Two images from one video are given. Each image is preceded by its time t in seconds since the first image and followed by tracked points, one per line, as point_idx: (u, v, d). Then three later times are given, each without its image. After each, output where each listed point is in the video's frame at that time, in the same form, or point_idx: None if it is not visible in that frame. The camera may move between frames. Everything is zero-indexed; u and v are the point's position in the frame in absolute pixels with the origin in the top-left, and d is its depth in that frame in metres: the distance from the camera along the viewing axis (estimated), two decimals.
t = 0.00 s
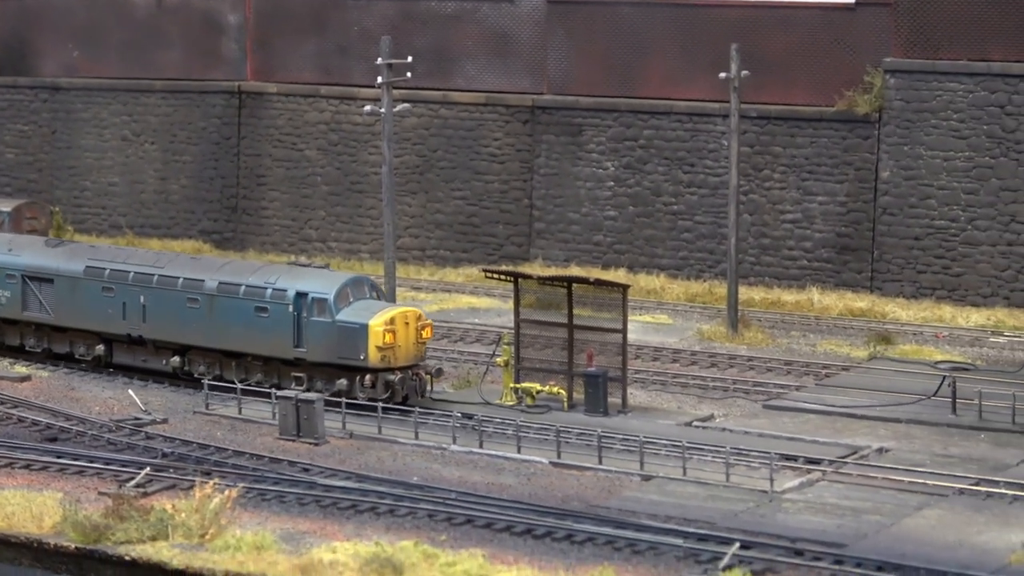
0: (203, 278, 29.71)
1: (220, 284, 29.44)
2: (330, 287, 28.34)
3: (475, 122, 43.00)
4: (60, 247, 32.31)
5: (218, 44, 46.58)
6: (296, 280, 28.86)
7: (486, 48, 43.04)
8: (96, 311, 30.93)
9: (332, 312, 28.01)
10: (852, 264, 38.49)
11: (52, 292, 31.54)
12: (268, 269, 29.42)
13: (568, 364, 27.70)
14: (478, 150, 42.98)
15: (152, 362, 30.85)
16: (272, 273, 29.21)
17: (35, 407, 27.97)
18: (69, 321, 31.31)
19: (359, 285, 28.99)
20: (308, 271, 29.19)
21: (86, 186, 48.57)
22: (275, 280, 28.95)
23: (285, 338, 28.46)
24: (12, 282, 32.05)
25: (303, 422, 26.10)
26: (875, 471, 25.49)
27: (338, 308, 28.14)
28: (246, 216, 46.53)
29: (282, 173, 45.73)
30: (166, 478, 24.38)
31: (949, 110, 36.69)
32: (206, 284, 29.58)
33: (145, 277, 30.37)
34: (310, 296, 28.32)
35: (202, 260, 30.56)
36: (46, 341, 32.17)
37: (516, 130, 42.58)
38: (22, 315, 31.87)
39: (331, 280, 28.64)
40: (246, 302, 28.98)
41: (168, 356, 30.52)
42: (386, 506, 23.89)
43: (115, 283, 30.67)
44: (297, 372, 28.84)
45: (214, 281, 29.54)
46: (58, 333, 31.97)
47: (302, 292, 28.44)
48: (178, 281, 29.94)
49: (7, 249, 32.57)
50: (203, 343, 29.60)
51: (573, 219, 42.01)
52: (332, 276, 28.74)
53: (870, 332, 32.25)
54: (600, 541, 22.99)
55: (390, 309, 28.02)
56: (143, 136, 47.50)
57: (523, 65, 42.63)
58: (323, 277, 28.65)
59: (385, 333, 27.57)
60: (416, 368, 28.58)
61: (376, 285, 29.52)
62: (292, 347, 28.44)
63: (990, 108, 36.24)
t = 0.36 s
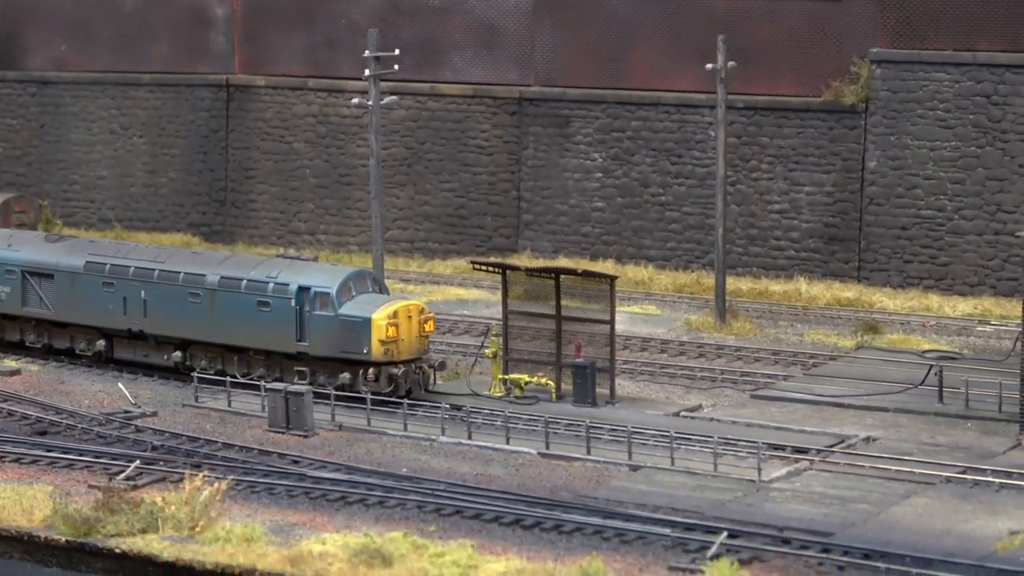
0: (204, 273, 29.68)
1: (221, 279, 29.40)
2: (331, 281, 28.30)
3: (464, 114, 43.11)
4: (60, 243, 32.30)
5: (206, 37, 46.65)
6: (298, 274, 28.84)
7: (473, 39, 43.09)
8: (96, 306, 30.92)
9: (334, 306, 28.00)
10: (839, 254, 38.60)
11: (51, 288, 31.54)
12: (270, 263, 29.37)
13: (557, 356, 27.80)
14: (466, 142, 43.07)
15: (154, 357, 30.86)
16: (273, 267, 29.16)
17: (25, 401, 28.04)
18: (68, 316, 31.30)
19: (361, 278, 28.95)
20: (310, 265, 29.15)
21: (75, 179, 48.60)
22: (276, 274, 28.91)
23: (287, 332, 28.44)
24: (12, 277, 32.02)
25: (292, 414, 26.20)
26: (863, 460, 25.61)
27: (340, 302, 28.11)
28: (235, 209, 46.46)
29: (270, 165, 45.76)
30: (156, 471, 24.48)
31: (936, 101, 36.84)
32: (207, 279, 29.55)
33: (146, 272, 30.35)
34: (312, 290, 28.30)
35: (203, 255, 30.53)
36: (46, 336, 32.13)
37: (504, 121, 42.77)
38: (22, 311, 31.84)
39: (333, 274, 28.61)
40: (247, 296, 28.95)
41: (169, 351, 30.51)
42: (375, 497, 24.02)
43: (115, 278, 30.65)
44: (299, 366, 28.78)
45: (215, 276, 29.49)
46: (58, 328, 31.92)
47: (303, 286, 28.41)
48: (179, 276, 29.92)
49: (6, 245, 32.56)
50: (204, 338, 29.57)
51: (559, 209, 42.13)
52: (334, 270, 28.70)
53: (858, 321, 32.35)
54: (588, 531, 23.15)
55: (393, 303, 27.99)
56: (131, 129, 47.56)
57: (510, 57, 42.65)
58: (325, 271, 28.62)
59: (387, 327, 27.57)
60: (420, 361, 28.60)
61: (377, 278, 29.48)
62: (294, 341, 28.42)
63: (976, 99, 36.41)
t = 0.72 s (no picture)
0: (196, 256, 29.72)
1: (214, 261, 29.44)
2: (325, 263, 28.40)
3: (443, 95, 43.16)
4: (50, 227, 32.24)
5: (185, 22, 46.79)
6: (290, 256, 28.93)
7: (451, 22, 43.04)
8: (88, 290, 30.90)
9: (327, 288, 28.11)
10: (818, 233, 38.77)
11: (42, 273, 31.48)
12: (262, 245, 29.47)
13: (535, 336, 28.00)
14: (447, 123, 43.20)
15: (146, 341, 30.89)
16: (266, 250, 29.24)
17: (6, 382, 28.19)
18: (60, 300, 31.27)
19: (354, 260, 29.07)
20: (302, 247, 29.24)
21: (56, 165, 48.55)
22: (269, 256, 28.99)
23: (280, 314, 28.53)
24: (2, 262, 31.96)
25: (271, 393, 26.31)
26: (841, 434, 25.74)
27: (334, 283, 28.22)
28: (217, 192, 46.81)
29: (251, 149, 46.14)
30: (135, 450, 24.58)
31: (914, 78, 37.10)
32: (200, 262, 29.59)
33: (137, 255, 30.35)
34: (305, 271, 28.40)
35: (194, 238, 30.57)
36: (37, 321, 32.06)
37: (483, 103, 42.81)
38: (13, 296, 31.81)
39: (326, 256, 28.72)
40: (240, 278, 29.02)
41: (162, 334, 30.55)
42: (354, 474, 24.09)
43: (106, 262, 30.64)
44: (293, 348, 28.88)
45: (208, 259, 29.53)
46: (49, 313, 31.89)
47: (296, 268, 28.50)
48: (171, 259, 29.95)
49: None
50: (196, 320, 29.63)
51: (540, 191, 42.29)
52: (326, 251, 28.81)
53: (837, 299, 32.45)
54: (565, 506, 23.21)
55: (387, 284, 28.11)
56: (112, 115, 47.61)
57: (490, 40, 42.71)
58: (318, 253, 28.73)
59: (381, 308, 27.69)
60: (414, 342, 28.73)
61: (370, 259, 29.59)
62: (288, 323, 28.51)
63: (954, 76, 36.65)
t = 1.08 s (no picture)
0: (187, 245, 29.62)
1: (205, 250, 29.35)
2: (317, 251, 28.32)
3: (422, 83, 43.36)
4: (40, 218, 32.18)
5: (165, 11, 46.81)
6: (282, 244, 28.85)
7: (430, 9, 43.19)
8: (79, 281, 30.85)
9: (319, 276, 28.03)
10: (798, 217, 38.99)
11: (32, 263, 31.44)
12: (253, 233, 29.39)
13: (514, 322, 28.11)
14: (426, 111, 43.41)
15: (137, 331, 30.92)
16: (257, 238, 29.16)
17: None
18: (50, 291, 31.21)
19: (346, 248, 29.02)
20: (294, 235, 29.15)
21: (36, 156, 48.87)
22: (260, 244, 28.90)
23: (272, 303, 28.46)
24: None
25: (250, 380, 26.39)
26: (818, 416, 25.75)
27: (326, 271, 28.15)
28: (198, 181, 46.64)
29: (231, 139, 45.99)
30: (113, 437, 24.62)
31: (892, 62, 37.16)
32: (190, 251, 29.49)
33: (128, 245, 30.26)
34: (297, 260, 28.31)
35: (185, 227, 30.48)
36: (28, 312, 32.09)
37: (462, 91, 43.07)
38: (3, 286, 31.75)
39: (318, 244, 28.65)
40: (231, 267, 28.93)
41: (153, 324, 30.51)
42: (331, 460, 24.07)
43: (97, 252, 30.57)
44: (285, 336, 28.84)
45: (199, 247, 29.43)
46: (40, 304, 31.91)
47: (288, 256, 28.41)
48: (162, 248, 29.86)
49: None
50: (187, 310, 29.55)
51: (519, 177, 42.49)
52: (318, 240, 28.73)
53: (817, 283, 32.59)
54: (542, 489, 23.24)
55: (379, 271, 28.07)
56: (92, 105, 47.81)
57: (469, 28, 42.84)
58: (310, 241, 28.66)
59: (374, 296, 27.64)
60: (407, 329, 28.77)
61: (362, 247, 29.53)
62: (280, 312, 28.44)
63: (932, 59, 36.70)
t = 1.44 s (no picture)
0: (176, 232, 29.27)
1: (195, 238, 29.00)
2: (308, 238, 28.04)
3: (402, 70, 43.62)
4: (28, 206, 31.83)
5: None
6: (272, 232, 28.55)
7: None
8: (67, 269, 30.49)
9: (311, 264, 27.77)
10: (777, 204, 39.41)
11: (20, 252, 31.09)
12: (243, 221, 29.06)
13: (491, 307, 28.19)
14: (406, 99, 43.70)
15: (126, 319, 30.52)
16: (247, 225, 28.84)
17: None
18: (38, 280, 30.86)
19: (338, 236, 28.77)
20: (284, 223, 28.83)
21: (16, 145, 48.95)
22: (251, 232, 28.57)
23: (263, 291, 28.16)
24: None
25: (226, 366, 26.43)
26: (794, 402, 25.68)
27: (317, 259, 27.88)
28: (177, 169, 46.91)
29: (212, 127, 46.17)
30: (87, 424, 24.57)
31: (871, 47, 37.69)
32: (180, 238, 29.15)
33: (117, 233, 29.90)
34: (288, 247, 28.02)
35: (174, 215, 30.13)
36: (17, 301, 31.77)
37: (444, 78, 43.29)
38: None
39: (309, 231, 28.40)
40: (221, 255, 28.60)
41: (143, 313, 30.16)
42: (306, 445, 23.94)
43: (85, 240, 30.21)
44: (275, 325, 28.55)
45: (189, 235, 29.08)
46: (28, 293, 31.57)
47: (279, 244, 28.13)
48: (151, 236, 29.50)
49: None
50: (177, 298, 29.21)
51: (500, 165, 42.78)
52: (310, 227, 28.45)
53: (796, 270, 33.25)
54: (517, 475, 22.91)
55: (371, 259, 27.83)
56: (72, 94, 47.87)
57: (450, 15, 43.07)
58: (301, 229, 28.40)
59: (365, 283, 27.41)
60: (398, 317, 28.49)
61: (353, 235, 29.29)
62: (271, 300, 28.15)
63: (911, 45, 37.26)
